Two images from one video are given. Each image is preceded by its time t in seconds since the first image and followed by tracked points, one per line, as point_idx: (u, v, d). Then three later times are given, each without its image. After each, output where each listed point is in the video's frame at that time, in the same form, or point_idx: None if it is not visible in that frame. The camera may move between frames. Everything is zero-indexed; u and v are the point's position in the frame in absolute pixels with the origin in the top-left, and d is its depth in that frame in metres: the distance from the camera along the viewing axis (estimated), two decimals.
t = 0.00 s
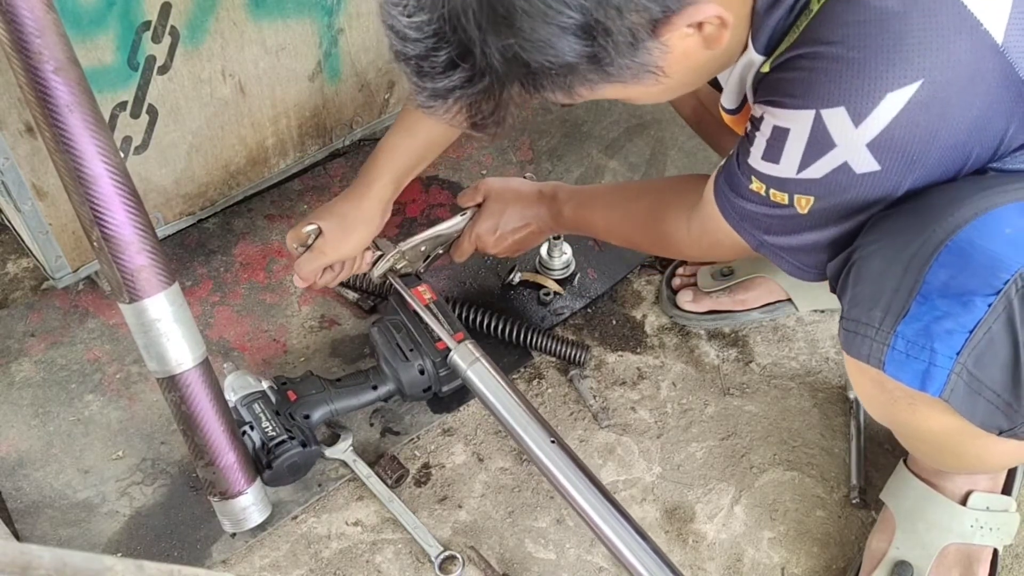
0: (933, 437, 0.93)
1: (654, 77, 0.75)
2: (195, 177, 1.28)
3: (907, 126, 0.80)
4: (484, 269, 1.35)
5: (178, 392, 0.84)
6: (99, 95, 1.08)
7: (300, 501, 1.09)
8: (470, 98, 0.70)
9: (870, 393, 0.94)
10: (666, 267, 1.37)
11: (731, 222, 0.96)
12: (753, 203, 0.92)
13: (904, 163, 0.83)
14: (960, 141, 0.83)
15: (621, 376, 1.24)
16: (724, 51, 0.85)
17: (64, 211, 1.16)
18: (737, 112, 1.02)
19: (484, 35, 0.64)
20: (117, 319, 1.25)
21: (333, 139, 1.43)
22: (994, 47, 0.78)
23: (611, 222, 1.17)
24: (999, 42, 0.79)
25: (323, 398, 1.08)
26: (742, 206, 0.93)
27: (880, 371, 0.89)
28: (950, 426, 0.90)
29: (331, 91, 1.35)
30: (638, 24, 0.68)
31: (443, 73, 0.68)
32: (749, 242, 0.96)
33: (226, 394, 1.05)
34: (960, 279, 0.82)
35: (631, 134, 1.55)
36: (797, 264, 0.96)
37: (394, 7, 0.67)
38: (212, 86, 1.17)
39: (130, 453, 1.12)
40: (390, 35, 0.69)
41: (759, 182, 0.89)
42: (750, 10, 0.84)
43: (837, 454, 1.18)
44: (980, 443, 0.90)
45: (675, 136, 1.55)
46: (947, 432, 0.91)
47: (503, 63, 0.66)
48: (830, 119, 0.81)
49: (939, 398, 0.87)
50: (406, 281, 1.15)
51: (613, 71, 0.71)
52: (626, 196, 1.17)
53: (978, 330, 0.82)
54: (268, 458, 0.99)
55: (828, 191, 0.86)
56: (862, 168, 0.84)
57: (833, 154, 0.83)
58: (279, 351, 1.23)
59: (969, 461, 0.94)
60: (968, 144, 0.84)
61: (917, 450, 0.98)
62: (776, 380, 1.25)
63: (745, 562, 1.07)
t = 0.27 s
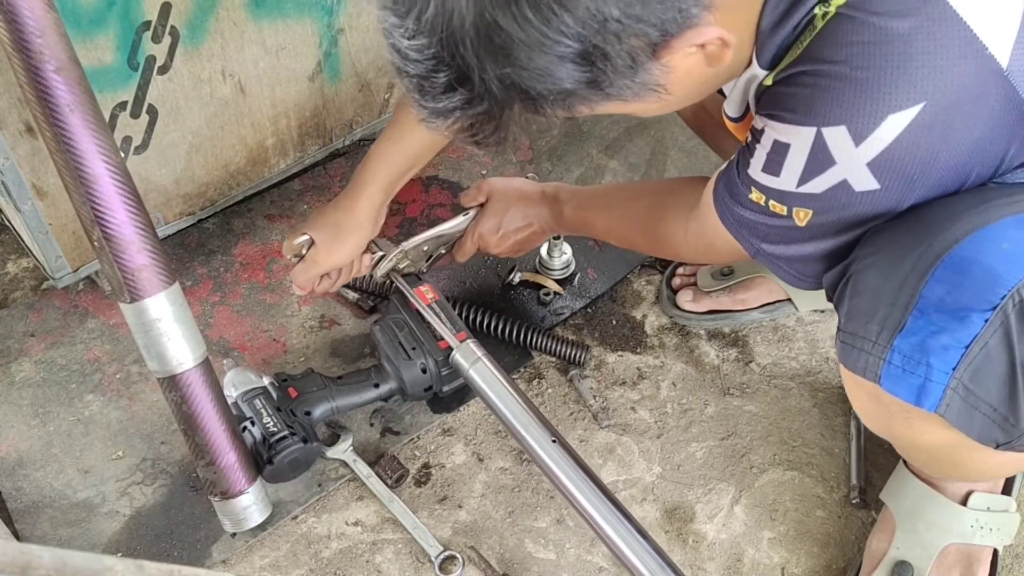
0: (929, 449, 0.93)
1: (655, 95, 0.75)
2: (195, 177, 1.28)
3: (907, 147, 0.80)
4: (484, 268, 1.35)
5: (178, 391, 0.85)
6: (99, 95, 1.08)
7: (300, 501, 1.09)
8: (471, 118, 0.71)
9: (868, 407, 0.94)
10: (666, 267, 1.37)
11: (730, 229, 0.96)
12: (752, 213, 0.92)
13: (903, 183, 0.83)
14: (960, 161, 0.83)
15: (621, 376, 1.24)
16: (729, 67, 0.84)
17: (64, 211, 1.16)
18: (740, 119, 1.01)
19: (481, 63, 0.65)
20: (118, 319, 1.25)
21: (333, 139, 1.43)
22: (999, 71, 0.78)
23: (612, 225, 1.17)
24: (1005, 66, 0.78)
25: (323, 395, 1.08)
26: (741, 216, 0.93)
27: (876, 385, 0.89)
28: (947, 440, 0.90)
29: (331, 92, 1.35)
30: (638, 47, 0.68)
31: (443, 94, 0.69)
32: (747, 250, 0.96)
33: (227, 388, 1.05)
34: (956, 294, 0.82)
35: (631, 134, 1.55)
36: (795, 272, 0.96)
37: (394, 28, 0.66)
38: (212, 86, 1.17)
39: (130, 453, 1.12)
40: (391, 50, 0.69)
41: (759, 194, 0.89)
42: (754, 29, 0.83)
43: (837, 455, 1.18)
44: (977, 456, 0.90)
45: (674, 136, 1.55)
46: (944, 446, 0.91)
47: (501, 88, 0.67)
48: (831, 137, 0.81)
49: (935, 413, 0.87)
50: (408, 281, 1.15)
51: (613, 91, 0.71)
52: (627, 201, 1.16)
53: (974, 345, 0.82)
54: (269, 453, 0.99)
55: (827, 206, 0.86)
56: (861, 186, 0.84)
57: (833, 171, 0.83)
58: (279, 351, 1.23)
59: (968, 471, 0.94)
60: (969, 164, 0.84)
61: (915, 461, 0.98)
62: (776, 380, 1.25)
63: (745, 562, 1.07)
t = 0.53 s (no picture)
0: (921, 456, 0.93)
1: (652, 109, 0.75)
2: (195, 177, 1.28)
3: (905, 158, 0.80)
4: (484, 268, 1.35)
5: (179, 391, 0.85)
6: (99, 95, 1.08)
7: (300, 501, 1.09)
8: (466, 134, 0.71)
9: (861, 414, 0.95)
10: (666, 267, 1.37)
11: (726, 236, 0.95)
12: (749, 221, 0.91)
13: (899, 194, 0.83)
14: (956, 172, 0.83)
15: (621, 376, 1.24)
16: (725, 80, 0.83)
17: (64, 211, 1.16)
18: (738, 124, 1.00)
19: (470, 82, 0.65)
20: (118, 319, 1.25)
21: (333, 139, 1.43)
22: (997, 83, 0.78)
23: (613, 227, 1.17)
24: (1002, 79, 0.78)
25: (323, 395, 1.08)
26: (739, 224, 0.92)
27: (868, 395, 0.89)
28: (939, 449, 0.91)
29: (331, 92, 1.35)
30: (629, 63, 0.67)
31: (436, 109, 0.69)
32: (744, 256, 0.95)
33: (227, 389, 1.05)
34: (949, 305, 0.83)
35: (631, 134, 1.55)
36: (792, 279, 0.96)
37: (389, 43, 0.66)
38: (212, 86, 1.17)
39: (130, 453, 1.12)
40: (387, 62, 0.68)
41: (758, 201, 0.88)
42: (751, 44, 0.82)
43: (837, 455, 1.18)
44: (969, 465, 0.91)
45: (674, 136, 1.55)
46: (936, 454, 0.92)
47: (491, 107, 0.67)
48: (828, 146, 0.80)
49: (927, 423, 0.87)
50: (409, 281, 1.15)
51: (607, 106, 0.71)
52: (628, 204, 1.16)
53: (967, 357, 0.82)
54: (269, 454, 0.99)
55: (825, 214, 0.86)
56: (857, 196, 0.83)
57: (831, 180, 0.82)
58: (279, 351, 1.23)
59: (962, 477, 0.94)
60: (966, 174, 0.84)
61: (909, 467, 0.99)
62: (776, 380, 1.25)
63: (745, 562, 1.07)
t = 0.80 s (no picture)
0: (921, 449, 0.93)
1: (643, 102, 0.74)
2: (195, 177, 1.27)
3: (900, 159, 0.80)
4: (484, 268, 1.35)
5: (178, 391, 0.84)
6: (99, 95, 1.08)
7: (300, 501, 1.08)
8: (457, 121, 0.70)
9: (861, 407, 0.95)
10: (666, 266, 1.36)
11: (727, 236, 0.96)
12: (750, 222, 0.92)
13: (895, 194, 0.83)
14: (953, 172, 0.83)
15: (621, 376, 1.24)
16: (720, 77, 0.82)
17: (64, 211, 1.16)
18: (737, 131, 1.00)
19: (462, 68, 0.64)
20: (117, 319, 1.25)
21: (333, 139, 1.43)
22: (992, 84, 0.78)
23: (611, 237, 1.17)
24: (998, 79, 0.78)
25: (323, 395, 1.08)
26: (739, 224, 0.93)
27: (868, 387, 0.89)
28: (939, 442, 0.90)
29: (331, 92, 1.35)
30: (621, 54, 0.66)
31: (426, 96, 0.68)
32: (743, 256, 0.97)
33: (227, 388, 1.05)
34: (949, 298, 0.82)
35: (631, 134, 1.55)
36: (793, 279, 0.96)
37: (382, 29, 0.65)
38: (212, 86, 1.17)
39: (130, 453, 1.12)
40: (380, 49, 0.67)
41: (758, 203, 0.89)
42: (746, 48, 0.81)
43: (837, 455, 1.18)
44: (971, 457, 0.91)
45: (675, 136, 1.55)
46: (936, 447, 0.91)
47: (483, 94, 0.66)
48: (824, 148, 0.81)
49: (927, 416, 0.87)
50: (410, 282, 1.14)
51: (598, 97, 0.70)
52: (627, 211, 1.16)
53: (967, 350, 0.82)
54: (269, 455, 0.99)
55: (821, 216, 0.87)
56: (854, 198, 0.84)
57: (826, 181, 0.83)
58: (279, 351, 1.23)
59: (963, 471, 0.94)
60: (963, 174, 0.84)
61: (909, 462, 0.99)
62: (776, 380, 1.25)
63: (745, 562, 1.07)
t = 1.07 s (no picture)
0: (921, 434, 0.92)
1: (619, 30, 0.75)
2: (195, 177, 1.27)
3: (893, 114, 0.78)
4: (483, 268, 1.35)
5: (178, 392, 0.84)
6: (99, 95, 1.08)
7: (300, 501, 1.08)
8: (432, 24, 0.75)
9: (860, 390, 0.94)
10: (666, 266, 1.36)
11: (736, 220, 0.98)
12: (757, 201, 0.93)
13: (893, 152, 0.81)
14: (951, 132, 0.81)
15: (621, 376, 1.24)
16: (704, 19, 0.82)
17: (64, 211, 1.16)
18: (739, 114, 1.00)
19: None
20: (117, 319, 1.25)
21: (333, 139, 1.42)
22: (978, 31, 0.76)
23: (615, 231, 1.18)
24: (982, 26, 0.76)
25: (322, 397, 1.08)
26: (747, 205, 0.94)
27: (867, 370, 0.88)
28: (938, 424, 0.89)
29: (331, 92, 1.35)
30: None
31: None
32: (751, 242, 0.98)
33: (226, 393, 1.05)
34: (948, 279, 0.82)
35: (631, 134, 1.55)
36: (796, 266, 0.97)
37: None
38: (212, 86, 1.17)
39: (130, 453, 1.12)
40: None
41: (762, 180, 0.90)
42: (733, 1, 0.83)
43: (837, 455, 1.18)
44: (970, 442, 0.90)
45: (675, 136, 1.56)
46: (935, 431, 0.91)
47: None
48: (815, 105, 0.80)
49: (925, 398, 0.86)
50: (410, 281, 1.14)
51: (573, 14, 0.71)
52: (630, 207, 1.17)
53: (965, 330, 0.81)
54: (267, 457, 1.00)
55: (821, 185, 0.85)
56: (852, 159, 0.82)
57: (822, 144, 0.82)
58: (279, 351, 1.23)
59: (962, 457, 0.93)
60: (961, 132, 0.81)
61: (906, 448, 0.98)
62: (776, 380, 1.25)
63: (745, 562, 1.07)
